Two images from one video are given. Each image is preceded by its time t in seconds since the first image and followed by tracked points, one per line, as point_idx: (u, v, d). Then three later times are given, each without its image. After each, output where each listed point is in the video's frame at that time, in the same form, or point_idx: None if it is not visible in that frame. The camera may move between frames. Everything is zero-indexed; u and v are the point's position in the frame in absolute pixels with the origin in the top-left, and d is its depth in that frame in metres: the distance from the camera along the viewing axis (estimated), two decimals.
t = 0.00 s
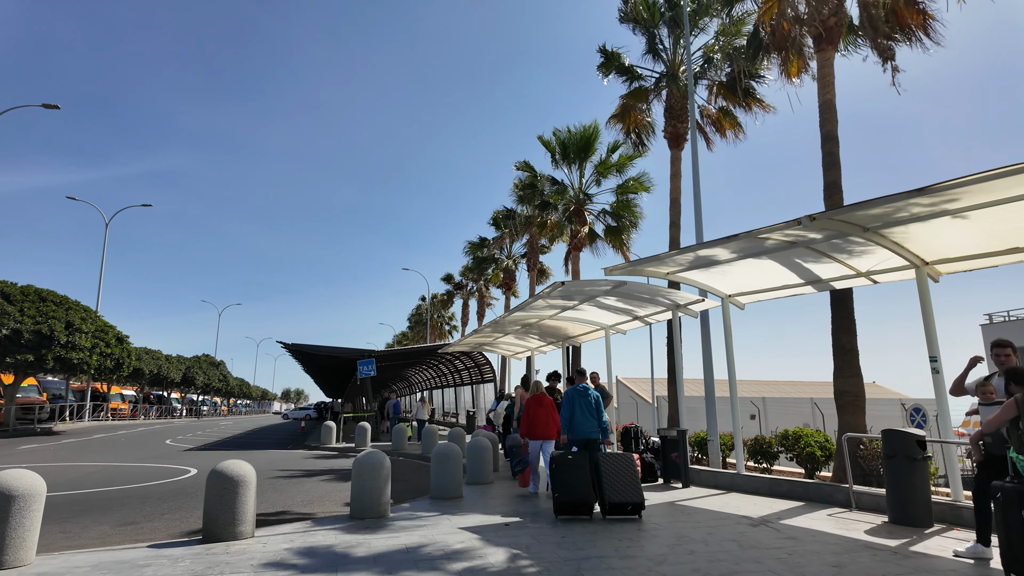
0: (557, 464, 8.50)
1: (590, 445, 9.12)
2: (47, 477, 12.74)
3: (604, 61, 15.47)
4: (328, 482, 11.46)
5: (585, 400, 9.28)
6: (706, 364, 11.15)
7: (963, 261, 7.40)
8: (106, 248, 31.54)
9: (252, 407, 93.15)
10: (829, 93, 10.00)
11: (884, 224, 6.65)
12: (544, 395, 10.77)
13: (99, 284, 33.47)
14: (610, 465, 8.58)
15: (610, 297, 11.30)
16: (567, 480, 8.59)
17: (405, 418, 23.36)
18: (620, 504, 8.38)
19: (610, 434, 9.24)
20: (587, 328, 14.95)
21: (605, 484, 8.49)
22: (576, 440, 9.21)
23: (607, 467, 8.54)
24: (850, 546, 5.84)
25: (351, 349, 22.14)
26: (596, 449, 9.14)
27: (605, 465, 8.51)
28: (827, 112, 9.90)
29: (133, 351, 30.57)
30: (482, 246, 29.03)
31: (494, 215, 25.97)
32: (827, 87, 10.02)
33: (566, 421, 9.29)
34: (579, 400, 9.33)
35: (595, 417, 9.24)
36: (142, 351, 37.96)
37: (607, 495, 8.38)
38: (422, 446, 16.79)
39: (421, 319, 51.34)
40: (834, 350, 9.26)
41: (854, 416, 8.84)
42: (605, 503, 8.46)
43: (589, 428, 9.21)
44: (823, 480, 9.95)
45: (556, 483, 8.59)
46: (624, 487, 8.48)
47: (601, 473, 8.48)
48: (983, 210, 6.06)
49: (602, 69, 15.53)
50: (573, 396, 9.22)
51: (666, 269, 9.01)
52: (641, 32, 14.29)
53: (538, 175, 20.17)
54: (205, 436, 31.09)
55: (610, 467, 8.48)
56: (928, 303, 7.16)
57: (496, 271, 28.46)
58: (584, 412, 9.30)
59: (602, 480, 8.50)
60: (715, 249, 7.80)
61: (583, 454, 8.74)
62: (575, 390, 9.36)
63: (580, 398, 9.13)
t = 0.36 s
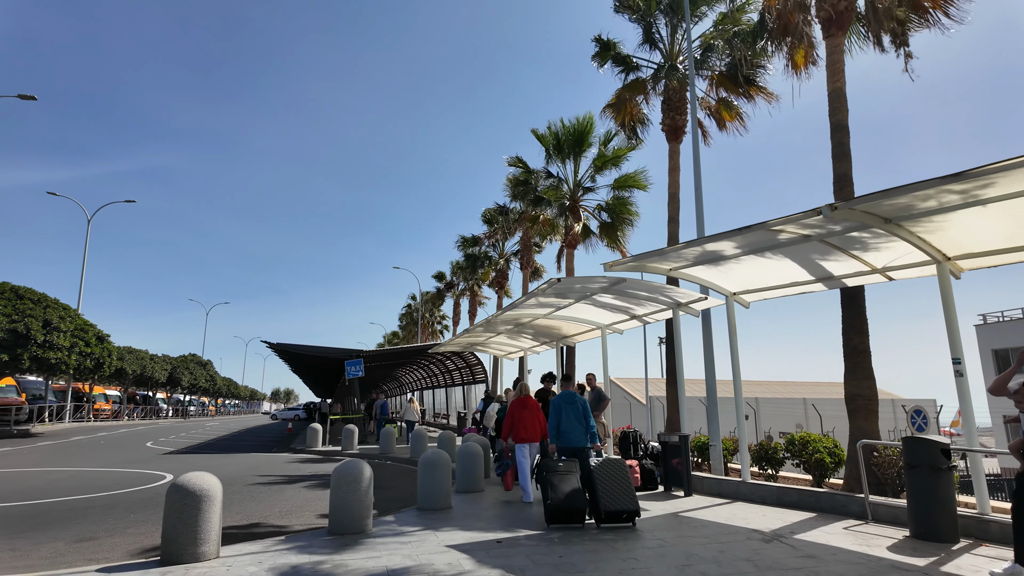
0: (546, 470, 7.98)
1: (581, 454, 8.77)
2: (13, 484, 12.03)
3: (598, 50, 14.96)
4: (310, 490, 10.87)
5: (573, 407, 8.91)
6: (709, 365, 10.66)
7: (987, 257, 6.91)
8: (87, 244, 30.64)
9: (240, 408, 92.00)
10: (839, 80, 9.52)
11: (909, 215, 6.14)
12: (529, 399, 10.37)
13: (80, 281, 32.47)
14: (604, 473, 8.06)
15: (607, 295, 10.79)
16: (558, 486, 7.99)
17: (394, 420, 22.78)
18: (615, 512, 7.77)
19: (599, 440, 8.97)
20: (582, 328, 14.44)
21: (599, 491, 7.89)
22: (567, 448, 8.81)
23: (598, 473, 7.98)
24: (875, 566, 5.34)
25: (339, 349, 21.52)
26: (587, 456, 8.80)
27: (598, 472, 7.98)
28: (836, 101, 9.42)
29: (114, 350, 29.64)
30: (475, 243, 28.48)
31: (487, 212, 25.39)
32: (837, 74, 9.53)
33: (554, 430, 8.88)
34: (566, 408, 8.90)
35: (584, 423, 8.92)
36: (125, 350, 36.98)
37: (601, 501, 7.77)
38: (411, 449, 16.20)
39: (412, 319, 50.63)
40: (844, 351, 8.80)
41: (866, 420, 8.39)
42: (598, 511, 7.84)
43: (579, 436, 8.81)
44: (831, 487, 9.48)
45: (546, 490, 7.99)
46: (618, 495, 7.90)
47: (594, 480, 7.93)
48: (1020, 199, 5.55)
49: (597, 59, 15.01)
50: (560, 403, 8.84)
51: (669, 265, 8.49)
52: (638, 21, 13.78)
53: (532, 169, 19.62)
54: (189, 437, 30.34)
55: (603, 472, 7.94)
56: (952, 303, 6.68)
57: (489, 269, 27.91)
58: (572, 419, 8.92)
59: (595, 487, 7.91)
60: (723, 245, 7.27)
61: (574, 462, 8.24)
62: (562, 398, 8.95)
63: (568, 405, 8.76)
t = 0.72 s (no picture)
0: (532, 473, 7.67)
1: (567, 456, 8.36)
2: None
3: (591, 38, 14.38)
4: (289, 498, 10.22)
5: (561, 408, 8.47)
6: (710, 364, 10.11)
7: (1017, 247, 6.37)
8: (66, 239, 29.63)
9: (228, 408, 90.73)
10: (850, 62, 8.99)
11: (939, 197, 5.60)
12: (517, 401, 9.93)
13: (59, 278, 31.46)
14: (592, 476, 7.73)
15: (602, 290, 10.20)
16: (544, 490, 7.68)
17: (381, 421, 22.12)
18: (599, 517, 7.38)
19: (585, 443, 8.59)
20: (577, 325, 13.88)
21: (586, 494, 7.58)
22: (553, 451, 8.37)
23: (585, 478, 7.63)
24: None
25: (324, 348, 20.83)
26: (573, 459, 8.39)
27: (585, 475, 7.66)
28: (848, 84, 8.89)
29: (92, 349, 28.67)
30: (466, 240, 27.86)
31: (477, 208, 24.79)
32: (848, 56, 9.00)
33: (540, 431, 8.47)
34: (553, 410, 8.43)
35: (572, 425, 8.53)
36: (105, 349, 35.91)
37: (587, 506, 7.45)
38: (398, 452, 15.58)
39: (402, 318, 49.86)
40: (857, 349, 8.29)
41: (881, 423, 7.85)
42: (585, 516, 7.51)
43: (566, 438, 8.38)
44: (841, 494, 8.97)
45: (533, 494, 7.67)
46: (604, 499, 7.53)
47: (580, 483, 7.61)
48: None
49: (589, 47, 14.43)
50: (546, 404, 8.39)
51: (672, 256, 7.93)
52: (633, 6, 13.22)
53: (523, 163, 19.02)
54: (172, 438, 29.53)
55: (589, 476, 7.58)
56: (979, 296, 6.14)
57: (479, 266, 27.31)
58: (559, 420, 8.48)
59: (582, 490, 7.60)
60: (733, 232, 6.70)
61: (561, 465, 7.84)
62: (550, 398, 8.50)
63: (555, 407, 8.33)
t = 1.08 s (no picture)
0: (529, 473, 7.35)
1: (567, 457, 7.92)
2: None
3: (593, 23, 13.82)
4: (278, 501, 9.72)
5: (561, 406, 8.00)
6: (722, 361, 9.59)
7: None
8: (57, 236, 29.04)
9: (224, 407, 90.27)
10: (873, 39, 8.47)
11: (986, 173, 5.05)
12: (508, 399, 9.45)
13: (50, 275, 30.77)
14: (590, 473, 7.38)
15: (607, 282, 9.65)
16: (542, 490, 7.32)
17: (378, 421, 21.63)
18: (598, 517, 7.05)
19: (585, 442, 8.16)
20: (580, 321, 13.37)
21: (583, 493, 7.27)
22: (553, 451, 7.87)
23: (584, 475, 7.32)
24: None
25: (319, 346, 20.30)
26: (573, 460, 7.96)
27: (583, 474, 7.34)
28: (870, 62, 8.38)
29: (83, 347, 28.04)
30: (465, 236, 27.34)
31: (476, 202, 24.27)
32: (870, 32, 8.48)
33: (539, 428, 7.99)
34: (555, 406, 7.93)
35: (571, 424, 8.05)
36: (98, 347, 35.24)
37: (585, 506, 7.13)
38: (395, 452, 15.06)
39: (401, 316, 49.33)
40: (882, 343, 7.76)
41: (909, 423, 7.34)
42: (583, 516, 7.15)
43: (566, 437, 7.94)
44: (862, 498, 8.44)
45: (530, 494, 7.33)
46: (603, 499, 7.20)
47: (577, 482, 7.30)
48: None
49: (591, 33, 13.87)
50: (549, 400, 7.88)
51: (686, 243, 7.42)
52: None
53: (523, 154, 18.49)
54: (165, 437, 29.04)
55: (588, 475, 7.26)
56: None
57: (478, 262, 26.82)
58: (559, 418, 8.01)
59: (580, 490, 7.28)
60: (754, 216, 6.20)
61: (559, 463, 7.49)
62: (551, 394, 8.01)
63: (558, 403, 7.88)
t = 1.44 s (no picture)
0: (526, 482, 6.88)
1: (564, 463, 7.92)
2: None
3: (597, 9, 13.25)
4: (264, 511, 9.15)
5: (555, 412, 7.93)
6: (736, 361, 9.02)
7: None
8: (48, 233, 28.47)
9: (222, 407, 89.74)
10: (899, 17, 7.91)
11: None
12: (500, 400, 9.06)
13: (42, 272, 30.15)
14: (589, 481, 7.04)
15: (613, 278, 9.06)
16: (540, 498, 6.93)
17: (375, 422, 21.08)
18: (597, 526, 6.83)
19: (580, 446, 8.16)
20: (584, 319, 12.81)
21: (581, 501, 6.98)
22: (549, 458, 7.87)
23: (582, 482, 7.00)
24: None
25: (314, 345, 19.74)
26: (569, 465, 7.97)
27: (582, 482, 7.02)
28: (896, 41, 7.83)
29: (74, 346, 27.44)
30: (464, 234, 26.77)
31: (476, 198, 23.71)
32: (896, 9, 7.93)
33: (532, 437, 7.97)
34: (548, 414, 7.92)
35: (566, 430, 7.98)
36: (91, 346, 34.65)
37: (584, 515, 6.86)
38: (391, 455, 14.45)
39: (399, 315, 48.80)
40: (911, 343, 7.20)
41: (942, 429, 6.78)
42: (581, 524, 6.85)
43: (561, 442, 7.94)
44: (887, 509, 7.90)
45: (527, 502, 6.92)
46: (601, 506, 6.96)
47: (574, 489, 6.99)
48: None
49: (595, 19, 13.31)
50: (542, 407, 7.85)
51: (700, 234, 6.84)
52: None
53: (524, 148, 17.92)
54: (158, 438, 28.50)
55: (585, 483, 6.98)
56: None
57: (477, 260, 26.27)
58: (553, 425, 7.96)
59: (577, 497, 6.99)
60: (779, 203, 5.61)
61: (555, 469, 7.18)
62: (544, 401, 7.94)
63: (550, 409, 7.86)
